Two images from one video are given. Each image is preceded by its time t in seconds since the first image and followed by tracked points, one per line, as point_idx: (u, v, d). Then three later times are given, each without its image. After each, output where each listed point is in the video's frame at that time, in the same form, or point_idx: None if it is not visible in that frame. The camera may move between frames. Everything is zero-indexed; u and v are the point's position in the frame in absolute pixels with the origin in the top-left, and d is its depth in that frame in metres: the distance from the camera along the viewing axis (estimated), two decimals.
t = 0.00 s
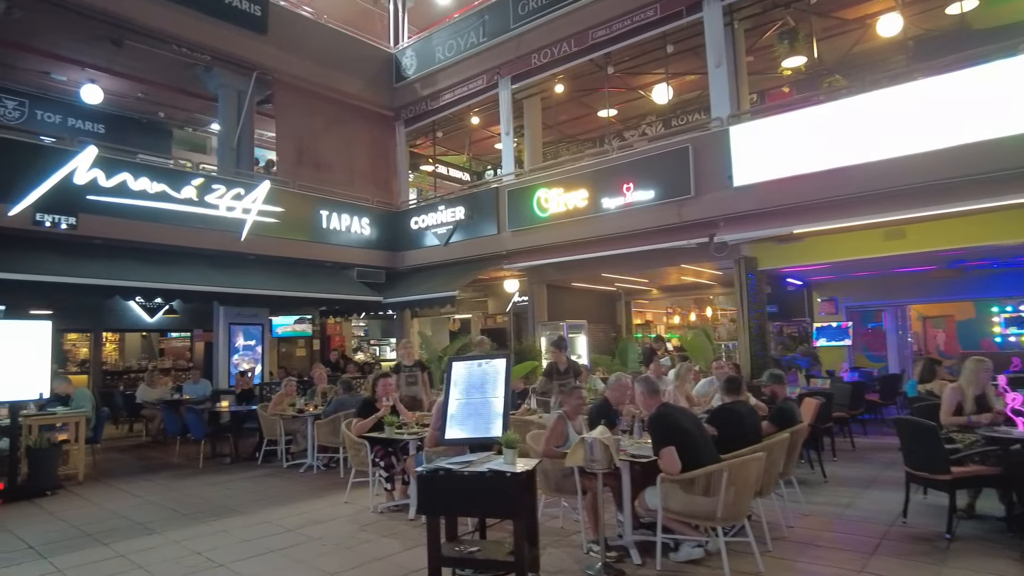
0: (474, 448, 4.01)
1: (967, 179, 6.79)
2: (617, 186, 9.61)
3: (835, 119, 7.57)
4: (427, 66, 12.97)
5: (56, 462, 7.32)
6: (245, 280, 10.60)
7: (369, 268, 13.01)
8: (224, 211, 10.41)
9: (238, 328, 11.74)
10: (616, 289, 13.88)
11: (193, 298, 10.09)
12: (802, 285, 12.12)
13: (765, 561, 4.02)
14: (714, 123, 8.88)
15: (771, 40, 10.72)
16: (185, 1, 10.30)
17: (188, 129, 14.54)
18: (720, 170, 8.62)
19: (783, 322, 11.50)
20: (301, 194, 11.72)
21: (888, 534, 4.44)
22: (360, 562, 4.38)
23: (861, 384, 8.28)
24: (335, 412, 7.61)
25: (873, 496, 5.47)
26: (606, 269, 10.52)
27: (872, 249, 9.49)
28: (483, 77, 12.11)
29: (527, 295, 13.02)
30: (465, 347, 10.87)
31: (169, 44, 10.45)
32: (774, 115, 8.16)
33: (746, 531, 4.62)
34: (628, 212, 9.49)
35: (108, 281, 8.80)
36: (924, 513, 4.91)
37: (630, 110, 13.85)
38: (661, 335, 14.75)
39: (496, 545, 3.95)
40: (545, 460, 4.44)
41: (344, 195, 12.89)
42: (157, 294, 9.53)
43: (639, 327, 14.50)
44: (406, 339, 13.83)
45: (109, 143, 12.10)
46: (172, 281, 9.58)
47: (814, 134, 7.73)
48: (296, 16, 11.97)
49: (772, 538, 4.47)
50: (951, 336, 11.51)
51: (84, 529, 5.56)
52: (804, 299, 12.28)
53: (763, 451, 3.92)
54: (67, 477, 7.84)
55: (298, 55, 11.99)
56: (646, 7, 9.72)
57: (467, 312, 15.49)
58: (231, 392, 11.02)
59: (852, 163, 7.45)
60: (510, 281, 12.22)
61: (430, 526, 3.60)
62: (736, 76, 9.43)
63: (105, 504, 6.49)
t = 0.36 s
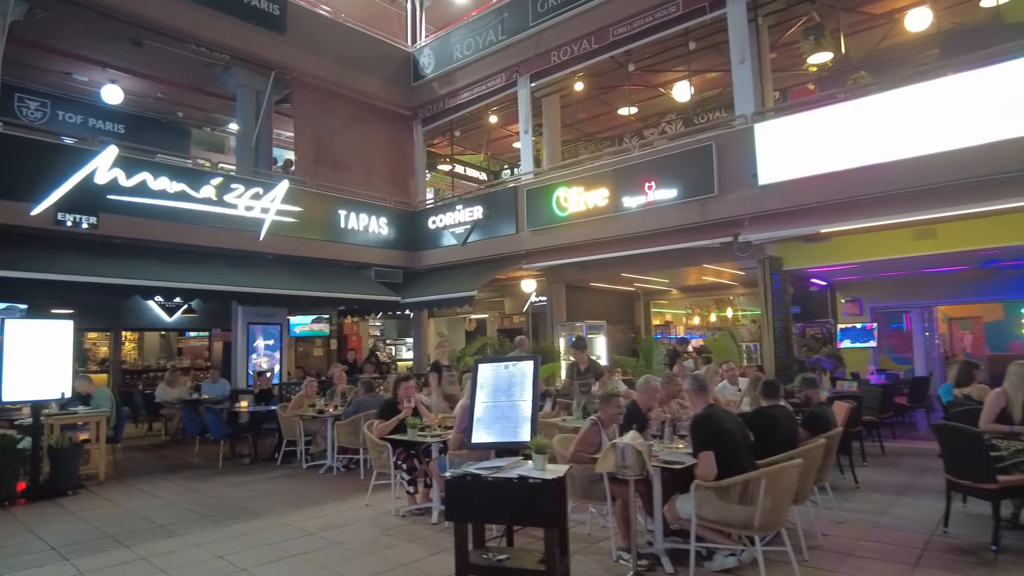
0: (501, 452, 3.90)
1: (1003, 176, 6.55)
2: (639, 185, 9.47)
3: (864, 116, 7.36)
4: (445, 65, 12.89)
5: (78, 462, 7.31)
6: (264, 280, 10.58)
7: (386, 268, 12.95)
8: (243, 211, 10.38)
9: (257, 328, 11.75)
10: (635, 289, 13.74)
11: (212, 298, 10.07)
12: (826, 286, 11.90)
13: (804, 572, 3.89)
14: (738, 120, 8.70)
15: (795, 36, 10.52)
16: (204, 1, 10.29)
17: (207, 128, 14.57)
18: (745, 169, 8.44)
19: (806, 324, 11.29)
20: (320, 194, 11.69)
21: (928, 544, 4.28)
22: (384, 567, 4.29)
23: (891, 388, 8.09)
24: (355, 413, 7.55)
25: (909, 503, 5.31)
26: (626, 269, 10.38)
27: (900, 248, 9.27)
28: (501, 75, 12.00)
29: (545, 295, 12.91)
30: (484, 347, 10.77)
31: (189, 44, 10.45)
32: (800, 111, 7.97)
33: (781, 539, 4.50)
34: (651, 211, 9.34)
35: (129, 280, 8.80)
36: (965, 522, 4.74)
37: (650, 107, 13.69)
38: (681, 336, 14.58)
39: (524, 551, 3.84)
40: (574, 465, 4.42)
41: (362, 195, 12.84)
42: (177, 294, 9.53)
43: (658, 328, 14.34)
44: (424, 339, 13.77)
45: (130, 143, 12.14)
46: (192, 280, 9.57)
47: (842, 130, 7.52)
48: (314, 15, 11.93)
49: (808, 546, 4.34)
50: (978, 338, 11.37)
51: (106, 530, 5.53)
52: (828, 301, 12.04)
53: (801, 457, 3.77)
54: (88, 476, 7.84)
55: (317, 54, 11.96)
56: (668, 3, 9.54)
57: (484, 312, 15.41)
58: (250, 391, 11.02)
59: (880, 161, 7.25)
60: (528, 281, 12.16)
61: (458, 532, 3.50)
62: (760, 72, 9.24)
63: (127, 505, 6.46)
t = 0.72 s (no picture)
0: (527, 455, 3.82)
1: None
2: (662, 182, 9.32)
3: (895, 108, 7.15)
4: (464, 64, 12.84)
5: (104, 463, 7.36)
6: (286, 281, 10.61)
7: (407, 268, 12.93)
8: (264, 212, 10.41)
9: (279, 329, 11.81)
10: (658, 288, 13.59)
11: (234, 299, 10.11)
12: (854, 283, 11.66)
13: None
14: (763, 115, 8.53)
15: (820, 28, 10.30)
16: (225, 4, 10.34)
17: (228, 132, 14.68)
18: (770, 164, 8.27)
19: (833, 322, 11.07)
20: (340, 195, 11.70)
21: (971, 550, 4.12)
22: (409, 571, 4.24)
23: (924, 387, 7.89)
24: (377, 414, 7.51)
25: (947, 507, 5.14)
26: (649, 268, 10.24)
27: (932, 244, 9.03)
28: (521, 73, 11.91)
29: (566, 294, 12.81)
30: (505, 347, 10.69)
31: (210, 47, 10.51)
32: (828, 105, 7.77)
33: (817, 544, 4.38)
34: (674, 208, 9.20)
35: (153, 282, 8.86)
36: (1009, 527, 4.57)
37: (671, 104, 13.52)
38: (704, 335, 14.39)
39: (551, 554, 3.76)
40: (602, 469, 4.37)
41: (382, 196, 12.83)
42: (200, 296, 9.58)
43: (681, 328, 14.18)
44: (445, 340, 13.74)
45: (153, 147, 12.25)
46: (215, 282, 9.62)
47: (872, 124, 7.31)
48: (333, 16, 11.94)
49: (845, 552, 4.20)
50: (1013, 337, 10.81)
51: (131, 531, 5.54)
52: (856, 299, 11.80)
53: (838, 460, 3.66)
54: (114, 477, 7.90)
55: (336, 56, 11.97)
56: None
57: (505, 312, 15.35)
58: (273, 392, 11.06)
59: (911, 155, 7.05)
60: (548, 281, 12.11)
61: (485, 536, 3.42)
62: (786, 66, 9.04)
63: (152, 506, 6.49)
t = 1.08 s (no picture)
0: (560, 457, 3.71)
1: None
2: (695, 177, 9.12)
3: (940, 95, 6.83)
4: (492, 64, 12.78)
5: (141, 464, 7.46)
6: (317, 283, 10.66)
7: (438, 269, 12.90)
8: (296, 215, 10.49)
9: (312, 331, 11.89)
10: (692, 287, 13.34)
11: (267, 302, 10.19)
12: (897, 279, 11.27)
13: None
14: (799, 107, 8.27)
15: (859, 15, 9.96)
16: (255, 9, 10.44)
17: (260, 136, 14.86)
18: (808, 157, 8.01)
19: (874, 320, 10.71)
20: (371, 197, 11.72)
21: None
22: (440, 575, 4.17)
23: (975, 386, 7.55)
24: (409, 415, 7.48)
25: (1005, 513, 4.87)
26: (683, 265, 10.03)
27: (981, 237, 8.66)
28: (549, 71, 11.79)
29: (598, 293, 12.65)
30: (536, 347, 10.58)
31: (241, 52, 10.62)
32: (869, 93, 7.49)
33: (866, 552, 4.18)
34: (708, 203, 8.99)
35: (187, 285, 8.97)
36: None
37: (703, 98, 13.26)
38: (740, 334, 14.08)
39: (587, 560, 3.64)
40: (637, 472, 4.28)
41: (412, 197, 12.84)
42: (233, 298, 9.68)
43: (716, 327, 13.91)
44: (476, 341, 13.69)
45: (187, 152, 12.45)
46: (248, 285, 9.71)
47: (915, 112, 7.02)
48: (362, 19, 11.98)
49: (897, 561, 4.00)
50: None
51: (166, 532, 5.58)
52: (899, 295, 11.41)
53: (890, 464, 3.50)
54: (151, 477, 8.01)
55: (365, 58, 12.01)
56: None
57: (536, 312, 15.24)
58: (306, 394, 11.13)
59: (958, 144, 6.73)
60: (579, 280, 12.02)
61: (517, 541, 3.32)
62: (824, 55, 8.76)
63: (187, 507, 6.54)
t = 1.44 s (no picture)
0: (595, 460, 3.58)
1: None
2: (735, 171, 8.86)
3: (997, 79, 6.44)
4: (527, 62, 12.67)
5: (183, 465, 7.58)
6: (354, 285, 10.72)
7: (473, 270, 12.86)
8: (333, 218, 10.53)
9: (350, 332, 11.99)
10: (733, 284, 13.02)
11: (305, 304, 10.27)
12: (951, 273, 10.78)
13: None
14: (844, 96, 7.95)
15: None
16: (290, 15, 10.55)
17: (299, 141, 15.04)
18: (853, 147, 7.69)
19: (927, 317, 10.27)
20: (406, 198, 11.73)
21: None
22: None
23: None
24: (444, 416, 7.44)
25: None
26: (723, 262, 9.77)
27: None
28: (584, 67, 11.63)
29: (636, 292, 12.45)
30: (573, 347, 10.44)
31: (278, 58, 10.74)
32: (918, 79, 7.13)
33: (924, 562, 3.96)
34: (749, 198, 8.72)
35: (227, 289, 9.10)
36: None
37: (743, 91, 12.92)
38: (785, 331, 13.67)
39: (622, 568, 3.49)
40: (676, 478, 4.18)
41: (448, 198, 12.83)
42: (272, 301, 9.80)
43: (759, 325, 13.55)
44: (512, 342, 13.60)
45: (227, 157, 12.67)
46: (286, 287, 9.82)
47: (969, 97, 6.64)
48: (395, 21, 12.01)
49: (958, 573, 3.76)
50: None
51: (205, 533, 5.63)
52: (954, 290, 10.92)
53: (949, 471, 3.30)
54: (193, 478, 8.15)
55: (399, 60, 12.02)
56: None
57: (573, 312, 15.10)
58: (345, 395, 11.22)
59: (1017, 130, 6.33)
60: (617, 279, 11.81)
61: (550, 548, 3.20)
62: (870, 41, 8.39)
63: (228, 507, 6.61)
